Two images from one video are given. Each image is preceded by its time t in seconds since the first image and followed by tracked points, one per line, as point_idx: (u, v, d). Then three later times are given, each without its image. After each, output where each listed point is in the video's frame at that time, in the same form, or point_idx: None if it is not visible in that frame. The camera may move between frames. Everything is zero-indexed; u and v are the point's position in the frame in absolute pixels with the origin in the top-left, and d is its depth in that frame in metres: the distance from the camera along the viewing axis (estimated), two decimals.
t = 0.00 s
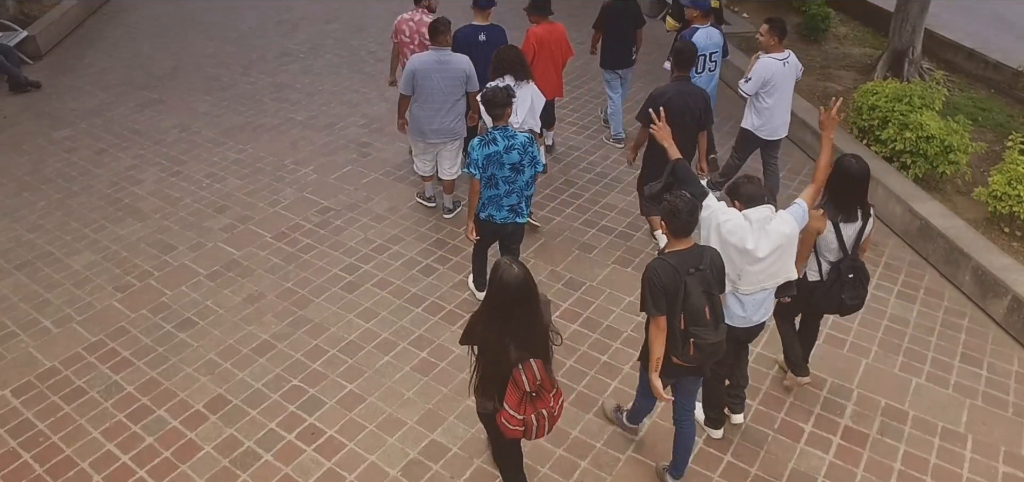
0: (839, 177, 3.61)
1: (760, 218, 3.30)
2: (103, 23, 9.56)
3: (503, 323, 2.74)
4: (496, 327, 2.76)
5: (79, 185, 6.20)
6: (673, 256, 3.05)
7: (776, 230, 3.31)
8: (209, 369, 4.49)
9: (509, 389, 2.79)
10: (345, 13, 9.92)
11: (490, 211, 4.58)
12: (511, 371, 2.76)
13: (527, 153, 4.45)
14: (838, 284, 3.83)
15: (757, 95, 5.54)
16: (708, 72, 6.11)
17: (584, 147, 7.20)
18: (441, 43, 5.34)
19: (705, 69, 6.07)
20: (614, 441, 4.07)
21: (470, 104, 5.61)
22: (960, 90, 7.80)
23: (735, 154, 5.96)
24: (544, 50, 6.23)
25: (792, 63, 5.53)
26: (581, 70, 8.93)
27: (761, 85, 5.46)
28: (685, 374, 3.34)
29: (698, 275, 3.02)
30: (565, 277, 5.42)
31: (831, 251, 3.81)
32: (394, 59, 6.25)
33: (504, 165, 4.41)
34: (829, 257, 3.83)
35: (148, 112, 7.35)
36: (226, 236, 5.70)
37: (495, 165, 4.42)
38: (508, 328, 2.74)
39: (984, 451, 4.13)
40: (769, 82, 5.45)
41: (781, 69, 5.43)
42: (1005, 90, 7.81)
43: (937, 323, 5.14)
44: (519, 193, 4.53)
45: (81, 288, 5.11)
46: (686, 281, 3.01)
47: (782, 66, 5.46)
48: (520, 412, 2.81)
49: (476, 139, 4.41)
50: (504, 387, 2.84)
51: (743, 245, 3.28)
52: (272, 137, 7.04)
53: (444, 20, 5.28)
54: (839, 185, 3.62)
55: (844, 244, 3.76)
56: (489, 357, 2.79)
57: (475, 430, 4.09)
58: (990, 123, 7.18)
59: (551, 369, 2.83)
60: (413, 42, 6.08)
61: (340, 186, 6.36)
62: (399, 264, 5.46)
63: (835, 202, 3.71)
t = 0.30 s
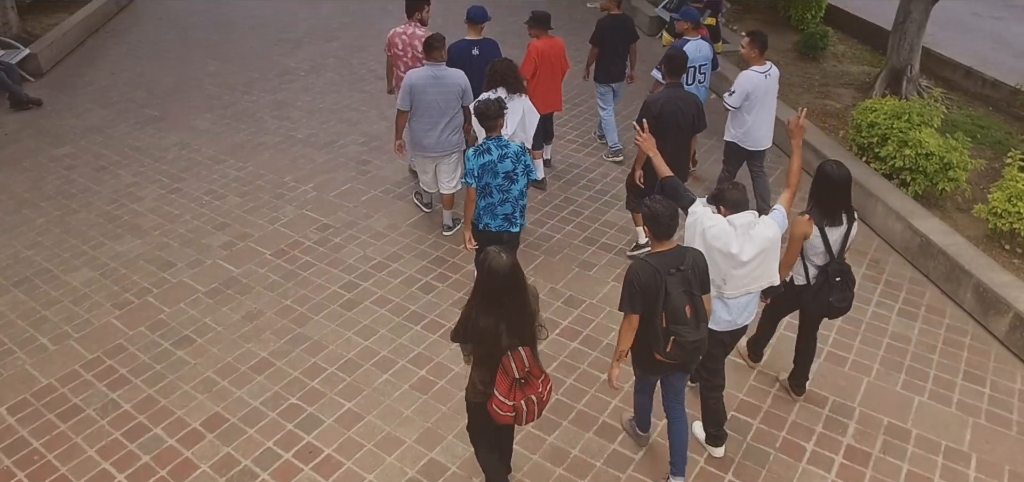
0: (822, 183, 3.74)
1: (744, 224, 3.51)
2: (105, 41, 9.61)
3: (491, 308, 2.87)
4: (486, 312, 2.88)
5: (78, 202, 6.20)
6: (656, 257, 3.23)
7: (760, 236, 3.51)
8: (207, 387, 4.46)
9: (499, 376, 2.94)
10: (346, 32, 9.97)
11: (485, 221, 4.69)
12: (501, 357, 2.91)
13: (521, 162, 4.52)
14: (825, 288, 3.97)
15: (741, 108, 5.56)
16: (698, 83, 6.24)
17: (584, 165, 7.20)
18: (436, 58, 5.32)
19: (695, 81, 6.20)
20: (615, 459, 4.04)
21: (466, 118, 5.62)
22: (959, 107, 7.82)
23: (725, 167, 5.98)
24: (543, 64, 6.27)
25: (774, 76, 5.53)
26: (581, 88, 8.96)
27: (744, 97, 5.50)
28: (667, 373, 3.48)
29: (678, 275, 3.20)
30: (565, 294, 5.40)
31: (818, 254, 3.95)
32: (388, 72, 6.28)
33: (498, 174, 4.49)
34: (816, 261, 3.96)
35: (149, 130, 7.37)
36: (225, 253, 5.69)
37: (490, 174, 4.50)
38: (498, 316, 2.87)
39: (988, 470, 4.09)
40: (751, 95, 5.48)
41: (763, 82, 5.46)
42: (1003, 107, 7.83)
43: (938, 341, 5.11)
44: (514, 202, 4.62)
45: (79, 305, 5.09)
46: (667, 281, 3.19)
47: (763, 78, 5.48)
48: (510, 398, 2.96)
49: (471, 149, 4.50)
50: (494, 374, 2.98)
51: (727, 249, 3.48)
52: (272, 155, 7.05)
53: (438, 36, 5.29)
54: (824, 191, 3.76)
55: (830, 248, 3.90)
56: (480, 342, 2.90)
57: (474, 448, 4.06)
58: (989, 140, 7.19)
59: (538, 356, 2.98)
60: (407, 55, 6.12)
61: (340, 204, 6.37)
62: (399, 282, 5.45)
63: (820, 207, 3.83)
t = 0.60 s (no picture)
0: (805, 190, 3.85)
1: (733, 231, 3.68)
2: (108, 57, 9.67)
3: (486, 302, 3.07)
4: (481, 306, 3.07)
5: (79, 217, 6.21)
6: (645, 256, 3.38)
7: (749, 244, 3.70)
8: (205, 403, 4.44)
9: (496, 368, 3.16)
10: (347, 48, 10.02)
11: (482, 223, 4.93)
12: (497, 349, 3.12)
13: (515, 166, 4.77)
14: (809, 292, 4.06)
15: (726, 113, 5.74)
16: (691, 96, 6.47)
17: (584, 181, 7.20)
18: (429, 71, 5.37)
19: (688, 93, 6.43)
20: (615, 475, 4.02)
21: (463, 129, 5.64)
22: (958, 123, 7.83)
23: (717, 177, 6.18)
24: (545, 76, 6.35)
25: (760, 86, 5.71)
26: (581, 103, 8.99)
27: (728, 103, 5.66)
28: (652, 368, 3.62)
29: (665, 273, 3.33)
30: (565, 310, 5.39)
31: (802, 259, 4.05)
32: (386, 84, 6.32)
33: (493, 177, 4.74)
34: (801, 267, 4.06)
35: (150, 145, 7.40)
36: (225, 269, 5.69)
37: (486, 177, 4.75)
38: (493, 310, 3.07)
39: None
40: (735, 102, 5.64)
41: (747, 91, 5.62)
42: (1002, 123, 7.84)
43: (940, 357, 5.08)
44: (509, 204, 4.86)
45: (78, 320, 5.08)
46: (653, 279, 3.33)
47: (749, 87, 5.65)
48: (506, 389, 3.18)
49: (468, 155, 4.76)
50: (491, 367, 3.21)
51: (719, 256, 3.63)
52: (273, 170, 7.06)
53: (431, 49, 5.32)
54: (806, 198, 3.87)
55: (814, 253, 4.00)
56: (476, 335, 3.10)
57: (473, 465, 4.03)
58: (989, 156, 7.19)
59: (532, 349, 3.18)
60: (404, 68, 6.14)
61: (340, 219, 6.37)
62: (399, 297, 5.44)
63: (803, 214, 3.95)
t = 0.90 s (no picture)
0: (790, 194, 3.97)
1: (721, 231, 3.80)
2: (110, 73, 9.71)
3: (475, 302, 3.15)
4: (473, 304, 3.15)
5: (80, 233, 6.21)
6: (637, 256, 3.53)
7: (737, 242, 3.83)
8: (204, 419, 4.41)
9: (484, 367, 3.25)
10: (348, 65, 10.06)
11: (479, 227, 4.92)
12: (486, 348, 3.19)
13: (510, 172, 4.80)
14: (793, 293, 4.15)
15: (713, 121, 5.90)
16: (682, 109, 6.69)
17: (584, 197, 7.21)
18: (424, 83, 5.44)
19: (681, 106, 6.64)
20: None
21: (460, 139, 5.66)
22: (958, 139, 7.84)
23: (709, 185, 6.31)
24: (545, 88, 6.40)
25: (749, 97, 5.83)
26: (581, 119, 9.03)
27: (715, 112, 5.82)
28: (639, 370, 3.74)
29: (656, 274, 3.48)
30: (566, 327, 5.37)
31: (785, 261, 4.14)
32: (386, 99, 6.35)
33: (488, 182, 4.77)
34: (785, 268, 4.14)
35: (152, 161, 7.41)
36: (225, 284, 5.68)
37: (481, 182, 4.79)
38: (482, 309, 3.15)
39: None
40: (722, 111, 5.80)
41: (736, 101, 5.76)
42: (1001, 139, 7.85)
43: (943, 373, 5.06)
44: (505, 208, 4.87)
45: (78, 336, 5.07)
46: (644, 278, 3.48)
47: (738, 98, 5.79)
48: (493, 389, 3.26)
49: (464, 159, 4.83)
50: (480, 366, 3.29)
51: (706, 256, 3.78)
52: (273, 186, 7.07)
53: (426, 61, 5.41)
54: (792, 201, 3.98)
55: (797, 255, 4.09)
56: (466, 333, 3.17)
57: None
58: (989, 172, 7.20)
59: (521, 350, 3.26)
60: (404, 82, 6.17)
61: (341, 235, 6.37)
62: (399, 313, 5.42)
63: (787, 218, 4.05)
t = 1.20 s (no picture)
0: (777, 200, 4.07)
1: (704, 227, 3.90)
2: (113, 91, 9.76)
3: (461, 301, 3.24)
4: (460, 305, 3.24)
5: (81, 250, 6.20)
6: (629, 261, 3.56)
7: (722, 235, 3.91)
8: (203, 437, 4.38)
9: (469, 363, 3.36)
10: (350, 83, 10.10)
11: (478, 235, 4.91)
12: (471, 346, 3.30)
13: (507, 182, 4.80)
14: (779, 295, 4.28)
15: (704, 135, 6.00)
16: (676, 121, 6.85)
17: (586, 215, 7.22)
18: (423, 96, 5.50)
19: (674, 119, 6.81)
20: None
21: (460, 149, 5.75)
22: (959, 157, 7.85)
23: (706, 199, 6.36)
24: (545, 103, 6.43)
25: (740, 113, 5.91)
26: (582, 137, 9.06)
27: (705, 126, 5.92)
28: (626, 375, 3.77)
29: (644, 280, 3.53)
30: (567, 345, 5.35)
31: (772, 263, 4.27)
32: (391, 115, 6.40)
33: (484, 191, 4.78)
34: (771, 270, 4.29)
35: (153, 178, 7.42)
36: (225, 302, 5.66)
37: (477, 189, 4.80)
38: (468, 310, 3.24)
39: None
40: (712, 125, 5.89)
41: (726, 116, 5.87)
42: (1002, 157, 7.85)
43: (947, 391, 5.03)
44: (503, 217, 4.86)
45: (77, 353, 5.04)
46: (632, 283, 3.52)
47: (727, 113, 5.89)
48: (476, 385, 3.38)
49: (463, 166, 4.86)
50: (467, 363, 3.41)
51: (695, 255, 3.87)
52: (275, 204, 7.07)
53: (426, 75, 5.46)
54: (778, 207, 4.09)
55: (784, 258, 4.23)
56: (452, 333, 3.27)
57: None
58: (991, 190, 7.21)
59: (506, 350, 3.37)
60: (406, 97, 6.21)
61: (342, 253, 6.36)
62: (400, 332, 5.40)
63: (774, 222, 4.17)
